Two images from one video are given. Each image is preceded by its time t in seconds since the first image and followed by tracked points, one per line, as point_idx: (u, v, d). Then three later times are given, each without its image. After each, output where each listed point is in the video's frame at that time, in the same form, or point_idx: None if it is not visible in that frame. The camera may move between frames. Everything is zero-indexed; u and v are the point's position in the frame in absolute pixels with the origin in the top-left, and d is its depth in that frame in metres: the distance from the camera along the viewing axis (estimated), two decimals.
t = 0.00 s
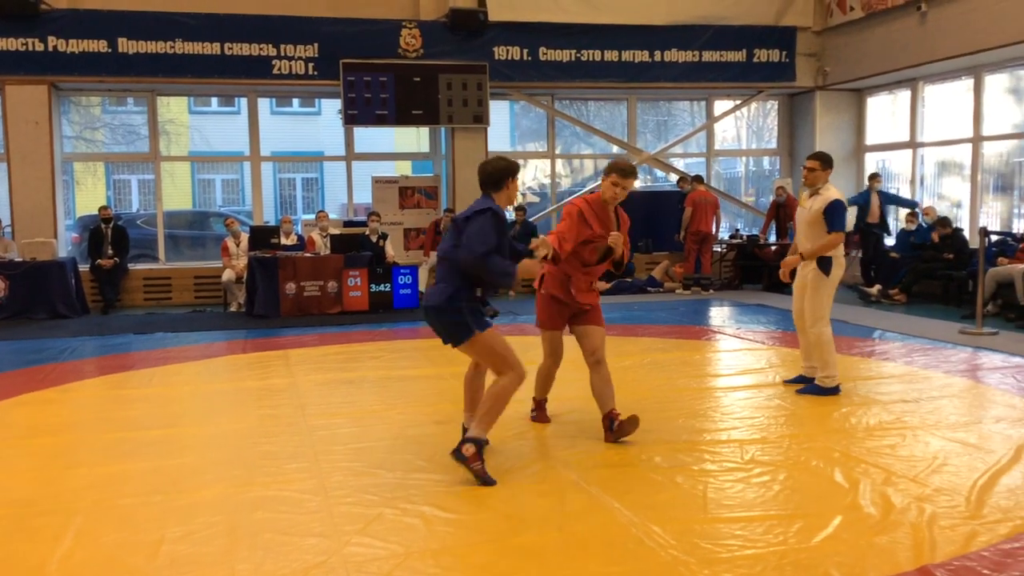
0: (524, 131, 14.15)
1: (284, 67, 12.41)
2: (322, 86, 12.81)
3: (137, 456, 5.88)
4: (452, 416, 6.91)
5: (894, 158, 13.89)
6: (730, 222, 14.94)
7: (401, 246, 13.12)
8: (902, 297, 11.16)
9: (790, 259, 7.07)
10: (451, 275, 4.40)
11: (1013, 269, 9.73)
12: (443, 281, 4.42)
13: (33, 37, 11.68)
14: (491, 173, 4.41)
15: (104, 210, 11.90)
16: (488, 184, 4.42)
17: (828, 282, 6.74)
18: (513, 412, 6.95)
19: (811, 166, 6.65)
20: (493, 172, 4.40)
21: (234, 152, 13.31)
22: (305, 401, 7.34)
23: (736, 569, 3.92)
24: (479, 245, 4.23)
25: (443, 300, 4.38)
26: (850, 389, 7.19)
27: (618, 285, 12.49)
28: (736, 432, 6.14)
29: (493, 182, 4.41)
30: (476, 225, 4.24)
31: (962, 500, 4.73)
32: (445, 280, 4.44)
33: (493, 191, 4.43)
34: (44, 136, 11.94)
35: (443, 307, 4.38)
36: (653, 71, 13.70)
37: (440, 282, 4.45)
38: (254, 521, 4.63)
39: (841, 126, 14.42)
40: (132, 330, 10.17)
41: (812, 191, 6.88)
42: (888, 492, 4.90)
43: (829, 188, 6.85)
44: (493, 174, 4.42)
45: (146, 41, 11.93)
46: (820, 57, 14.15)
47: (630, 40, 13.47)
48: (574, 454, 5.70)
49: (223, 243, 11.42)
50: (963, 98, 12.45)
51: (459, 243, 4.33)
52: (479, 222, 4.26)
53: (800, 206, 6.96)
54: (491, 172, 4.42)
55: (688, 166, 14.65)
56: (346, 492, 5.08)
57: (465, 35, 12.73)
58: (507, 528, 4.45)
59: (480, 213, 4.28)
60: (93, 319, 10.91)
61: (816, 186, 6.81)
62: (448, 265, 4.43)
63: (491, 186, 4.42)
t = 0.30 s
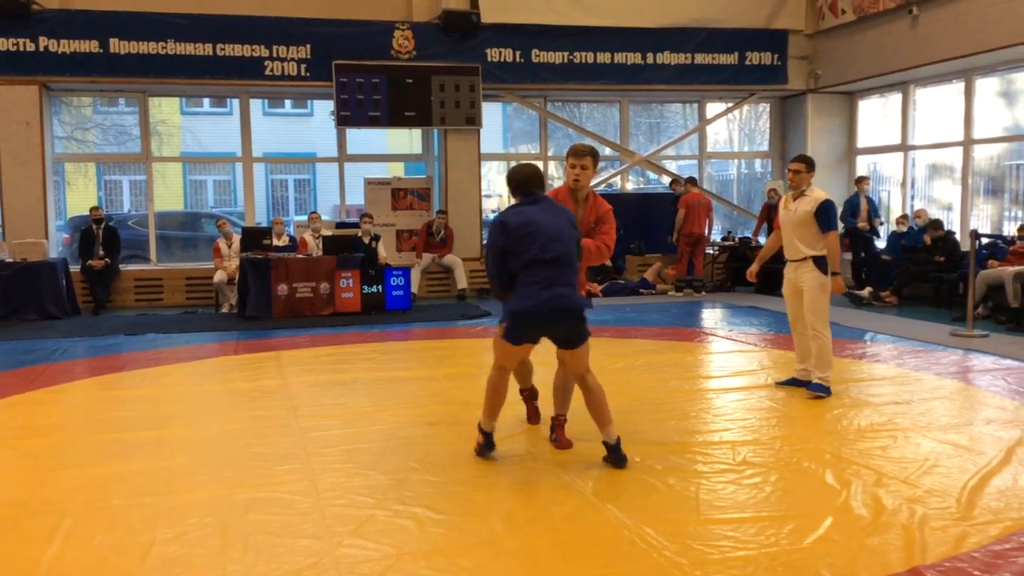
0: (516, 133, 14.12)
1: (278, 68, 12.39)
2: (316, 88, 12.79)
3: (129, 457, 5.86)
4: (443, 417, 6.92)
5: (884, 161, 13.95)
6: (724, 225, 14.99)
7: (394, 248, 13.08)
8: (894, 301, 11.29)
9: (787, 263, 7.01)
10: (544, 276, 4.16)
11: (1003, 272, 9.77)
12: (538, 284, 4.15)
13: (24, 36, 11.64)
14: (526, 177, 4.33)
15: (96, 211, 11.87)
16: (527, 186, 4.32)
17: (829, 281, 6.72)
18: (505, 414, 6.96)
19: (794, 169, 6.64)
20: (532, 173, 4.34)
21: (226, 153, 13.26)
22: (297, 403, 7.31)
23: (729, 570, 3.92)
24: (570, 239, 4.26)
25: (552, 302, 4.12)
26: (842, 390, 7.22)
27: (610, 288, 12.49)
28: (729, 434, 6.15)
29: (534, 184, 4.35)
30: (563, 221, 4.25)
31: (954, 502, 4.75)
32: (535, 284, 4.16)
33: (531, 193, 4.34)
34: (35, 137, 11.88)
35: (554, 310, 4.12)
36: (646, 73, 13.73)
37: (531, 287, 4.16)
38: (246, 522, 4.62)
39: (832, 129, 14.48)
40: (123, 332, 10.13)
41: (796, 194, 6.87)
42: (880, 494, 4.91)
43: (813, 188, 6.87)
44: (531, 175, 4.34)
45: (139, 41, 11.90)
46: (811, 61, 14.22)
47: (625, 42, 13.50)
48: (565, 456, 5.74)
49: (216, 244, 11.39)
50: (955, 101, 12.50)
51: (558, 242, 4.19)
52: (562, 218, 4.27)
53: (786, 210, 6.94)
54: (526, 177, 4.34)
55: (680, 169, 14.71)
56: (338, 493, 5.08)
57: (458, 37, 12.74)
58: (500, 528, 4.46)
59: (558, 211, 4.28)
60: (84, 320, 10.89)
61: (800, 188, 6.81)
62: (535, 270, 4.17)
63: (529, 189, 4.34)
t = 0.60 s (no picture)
0: (508, 132, 14.13)
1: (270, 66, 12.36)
2: (308, 86, 12.75)
3: (118, 456, 5.84)
4: (433, 416, 6.92)
5: (876, 163, 14.01)
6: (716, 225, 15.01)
7: (385, 247, 13.05)
8: (884, 302, 11.32)
9: (785, 265, 6.98)
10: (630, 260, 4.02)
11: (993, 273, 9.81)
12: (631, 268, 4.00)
13: (15, 34, 11.60)
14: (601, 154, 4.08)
15: (86, 209, 11.83)
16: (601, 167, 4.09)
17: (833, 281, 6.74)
18: (497, 414, 6.96)
19: (800, 169, 6.68)
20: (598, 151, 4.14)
21: (218, 152, 13.22)
22: (288, 402, 7.29)
23: (718, 570, 3.92)
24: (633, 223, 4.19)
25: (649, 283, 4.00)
26: (831, 391, 7.25)
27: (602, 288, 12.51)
28: (719, 434, 6.16)
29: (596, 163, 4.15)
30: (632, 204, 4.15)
31: (943, 502, 4.78)
32: (625, 268, 3.98)
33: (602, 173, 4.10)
34: (25, 135, 11.82)
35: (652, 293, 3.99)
36: (639, 74, 13.74)
37: (622, 270, 3.98)
38: (236, 521, 4.60)
39: (824, 130, 14.52)
40: (113, 330, 10.09)
41: (798, 194, 6.89)
42: (870, 494, 4.93)
43: (815, 189, 6.92)
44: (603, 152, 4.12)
45: (131, 39, 11.86)
46: (803, 62, 14.25)
47: (619, 42, 13.51)
48: (557, 456, 5.74)
49: (207, 243, 11.36)
50: (946, 103, 12.55)
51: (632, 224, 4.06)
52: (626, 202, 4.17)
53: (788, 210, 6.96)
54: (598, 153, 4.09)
55: (672, 169, 14.74)
56: (329, 492, 5.06)
57: (451, 36, 12.73)
58: (491, 528, 4.45)
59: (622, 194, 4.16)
60: (75, 317, 10.85)
61: (803, 188, 6.84)
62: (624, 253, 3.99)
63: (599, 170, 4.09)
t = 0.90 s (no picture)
0: (489, 130, 14.12)
1: (249, 62, 12.27)
2: (287, 83, 12.68)
3: (93, 454, 5.78)
4: (412, 414, 6.89)
5: (854, 163, 14.12)
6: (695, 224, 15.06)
7: (365, 244, 12.98)
8: (862, 300, 11.40)
9: (787, 264, 7.02)
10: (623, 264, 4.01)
11: (968, 273, 9.90)
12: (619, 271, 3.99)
13: None
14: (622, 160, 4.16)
15: (62, 205, 11.72)
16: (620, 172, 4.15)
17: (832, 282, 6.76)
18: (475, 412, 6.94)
19: (807, 168, 6.68)
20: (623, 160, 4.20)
21: (196, 148, 13.13)
22: (265, 400, 7.25)
23: (694, 567, 3.93)
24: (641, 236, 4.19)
25: (633, 290, 3.97)
26: (808, 389, 7.28)
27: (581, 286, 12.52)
28: (697, 432, 6.17)
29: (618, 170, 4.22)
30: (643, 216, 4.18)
31: (917, 499, 4.81)
32: (614, 269, 3.98)
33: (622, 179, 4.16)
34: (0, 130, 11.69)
35: (633, 299, 3.97)
36: (619, 72, 13.77)
37: (609, 270, 3.97)
38: (212, 520, 4.57)
39: (802, 130, 14.62)
40: (90, 328, 10.00)
41: (805, 195, 6.88)
42: (845, 491, 4.95)
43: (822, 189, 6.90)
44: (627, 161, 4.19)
45: (108, 34, 11.75)
46: (782, 62, 14.33)
47: (600, 41, 13.53)
48: (535, 454, 5.74)
49: (184, 239, 11.28)
50: (923, 104, 12.66)
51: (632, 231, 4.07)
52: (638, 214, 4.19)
53: (792, 210, 6.96)
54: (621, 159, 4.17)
55: (653, 168, 14.78)
56: (305, 491, 5.03)
57: (431, 34, 12.70)
58: (468, 526, 4.44)
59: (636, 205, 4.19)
60: (50, 315, 10.72)
61: (810, 189, 6.83)
62: (617, 255, 3.99)
63: (619, 172, 4.15)
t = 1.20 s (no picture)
0: (467, 125, 14.09)
1: (224, 54, 12.15)
2: (262, 75, 12.59)
3: (65, 449, 5.71)
4: (388, 408, 6.86)
5: (828, 158, 14.25)
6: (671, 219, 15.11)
7: (341, 239, 12.92)
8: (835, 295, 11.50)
9: (776, 260, 6.88)
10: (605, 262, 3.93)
11: (940, 267, 10.02)
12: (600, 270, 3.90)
13: None
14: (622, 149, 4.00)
15: (34, 199, 11.57)
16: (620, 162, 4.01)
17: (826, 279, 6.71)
18: (452, 406, 6.93)
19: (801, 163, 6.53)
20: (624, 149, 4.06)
21: (170, 141, 13.00)
22: (241, 395, 7.19)
23: (669, 559, 3.95)
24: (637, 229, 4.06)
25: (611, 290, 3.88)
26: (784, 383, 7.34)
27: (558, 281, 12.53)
28: (673, 425, 6.20)
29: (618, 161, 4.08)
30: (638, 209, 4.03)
31: (889, 490, 4.86)
32: (594, 268, 3.90)
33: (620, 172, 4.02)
34: None
35: (613, 300, 3.88)
36: (596, 67, 13.77)
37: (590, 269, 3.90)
38: (186, 515, 4.53)
39: (778, 126, 14.72)
40: (63, 323, 9.88)
41: (796, 190, 6.77)
42: (819, 483, 5.00)
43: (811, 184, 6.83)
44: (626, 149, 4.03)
45: (80, 25, 11.61)
46: (758, 58, 14.41)
47: (577, 36, 13.54)
48: (512, 448, 5.74)
49: (158, 233, 11.17)
50: (896, 100, 12.79)
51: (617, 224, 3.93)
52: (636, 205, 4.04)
53: (783, 204, 6.83)
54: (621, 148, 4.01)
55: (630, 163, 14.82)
56: (281, 486, 5.00)
57: (407, 27, 12.65)
58: (444, 520, 4.44)
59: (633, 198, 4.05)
60: (23, 310, 10.59)
61: (802, 185, 6.72)
62: (599, 254, 3.90)
63: (616, 157, 4.01)
